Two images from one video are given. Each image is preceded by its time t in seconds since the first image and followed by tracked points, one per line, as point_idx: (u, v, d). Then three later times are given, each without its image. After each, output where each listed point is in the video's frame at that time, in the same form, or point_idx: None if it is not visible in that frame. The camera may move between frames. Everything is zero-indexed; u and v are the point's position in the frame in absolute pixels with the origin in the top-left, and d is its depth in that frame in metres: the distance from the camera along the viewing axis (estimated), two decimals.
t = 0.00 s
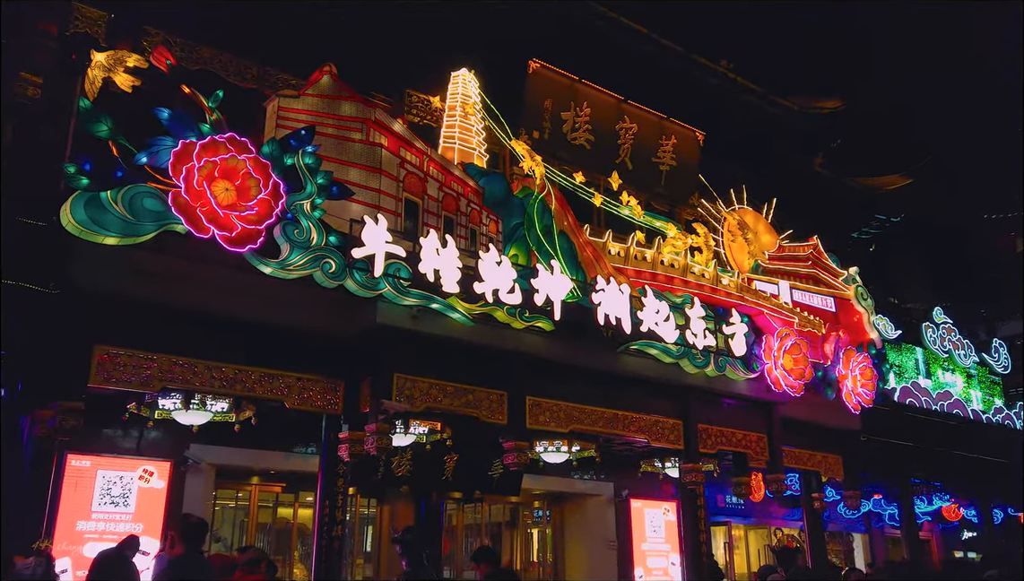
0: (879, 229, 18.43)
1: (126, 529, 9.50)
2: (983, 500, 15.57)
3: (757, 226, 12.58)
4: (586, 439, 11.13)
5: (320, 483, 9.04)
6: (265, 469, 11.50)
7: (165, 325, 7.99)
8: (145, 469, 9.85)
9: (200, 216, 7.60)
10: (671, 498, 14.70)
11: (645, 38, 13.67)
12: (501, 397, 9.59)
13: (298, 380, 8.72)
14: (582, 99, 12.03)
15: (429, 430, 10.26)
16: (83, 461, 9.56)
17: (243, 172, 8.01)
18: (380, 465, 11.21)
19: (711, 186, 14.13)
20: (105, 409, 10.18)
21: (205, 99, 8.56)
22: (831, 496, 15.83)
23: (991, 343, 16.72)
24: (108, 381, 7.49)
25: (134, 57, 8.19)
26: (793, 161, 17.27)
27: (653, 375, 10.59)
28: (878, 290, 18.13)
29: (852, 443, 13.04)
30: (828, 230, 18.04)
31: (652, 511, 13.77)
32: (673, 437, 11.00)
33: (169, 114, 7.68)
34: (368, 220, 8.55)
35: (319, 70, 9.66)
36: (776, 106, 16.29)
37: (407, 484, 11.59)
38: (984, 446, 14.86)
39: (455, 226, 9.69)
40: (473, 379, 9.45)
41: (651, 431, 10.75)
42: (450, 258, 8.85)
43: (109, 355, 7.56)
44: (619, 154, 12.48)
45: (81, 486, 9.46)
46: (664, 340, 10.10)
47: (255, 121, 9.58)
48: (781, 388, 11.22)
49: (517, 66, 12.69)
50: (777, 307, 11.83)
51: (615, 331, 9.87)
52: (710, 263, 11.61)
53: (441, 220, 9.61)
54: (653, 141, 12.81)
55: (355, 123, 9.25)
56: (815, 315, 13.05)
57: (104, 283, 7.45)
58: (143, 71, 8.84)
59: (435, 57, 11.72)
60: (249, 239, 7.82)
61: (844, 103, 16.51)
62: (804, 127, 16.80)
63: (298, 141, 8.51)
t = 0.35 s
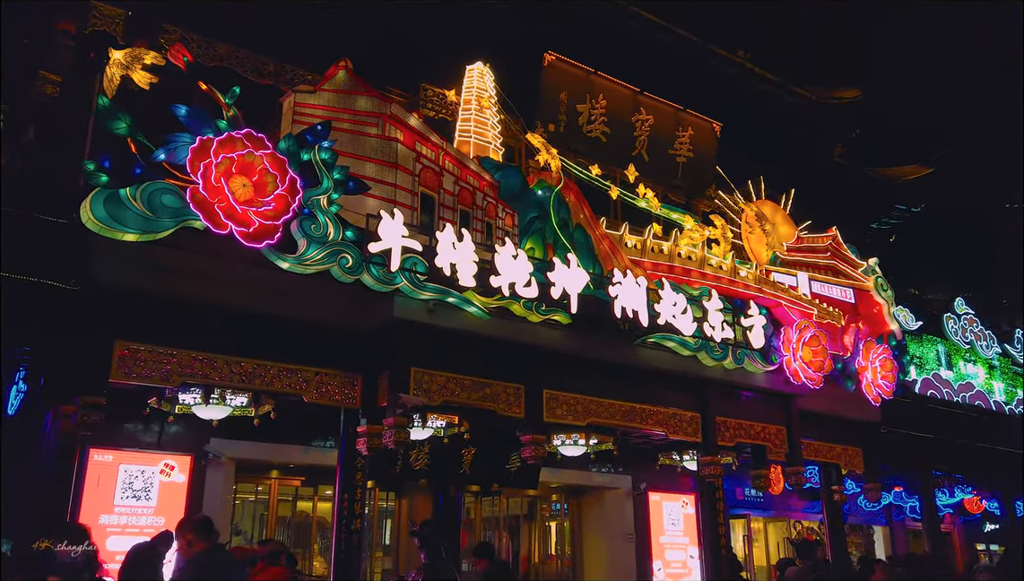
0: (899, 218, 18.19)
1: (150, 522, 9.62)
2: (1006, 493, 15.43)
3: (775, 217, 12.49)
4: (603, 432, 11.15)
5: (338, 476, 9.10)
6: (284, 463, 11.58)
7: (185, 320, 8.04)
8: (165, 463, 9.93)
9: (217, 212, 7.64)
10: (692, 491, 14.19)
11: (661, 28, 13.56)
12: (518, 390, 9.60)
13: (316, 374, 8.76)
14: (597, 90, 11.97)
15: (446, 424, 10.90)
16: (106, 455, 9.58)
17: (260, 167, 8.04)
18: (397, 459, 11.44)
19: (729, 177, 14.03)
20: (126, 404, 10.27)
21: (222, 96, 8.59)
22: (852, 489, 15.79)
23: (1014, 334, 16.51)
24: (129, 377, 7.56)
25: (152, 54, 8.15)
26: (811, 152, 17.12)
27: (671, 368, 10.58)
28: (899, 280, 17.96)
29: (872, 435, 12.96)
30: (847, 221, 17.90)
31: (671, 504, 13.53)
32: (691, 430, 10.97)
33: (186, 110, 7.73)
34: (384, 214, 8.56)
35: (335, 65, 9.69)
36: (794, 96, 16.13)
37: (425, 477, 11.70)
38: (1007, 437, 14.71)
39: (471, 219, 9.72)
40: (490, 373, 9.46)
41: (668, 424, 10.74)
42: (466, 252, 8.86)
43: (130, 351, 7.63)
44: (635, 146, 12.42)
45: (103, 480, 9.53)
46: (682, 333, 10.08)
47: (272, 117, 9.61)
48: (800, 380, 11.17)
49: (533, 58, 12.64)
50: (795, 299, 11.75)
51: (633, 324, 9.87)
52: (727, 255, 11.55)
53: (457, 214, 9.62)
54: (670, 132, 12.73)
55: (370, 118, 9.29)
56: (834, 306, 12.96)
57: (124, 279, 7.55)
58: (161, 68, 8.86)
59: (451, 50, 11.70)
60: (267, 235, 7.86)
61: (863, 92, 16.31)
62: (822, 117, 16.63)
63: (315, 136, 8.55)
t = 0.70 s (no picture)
0: (911, 210, 17.98)
1: (163, 514, 9.83)
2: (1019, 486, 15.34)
3: (786, 209, 12.42)
4: (613, 425, 11.15)
5: (349, 470, 9.14)
6: (296, 457, 11.64)
7: (196, 315, 8.08)
8: (177, 458, 10.25)
9: (228, 208, 7.65)
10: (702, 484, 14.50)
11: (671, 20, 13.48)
12: (528, 384, 9.60)
13: (327, 368, 8.78)
14: (606, 83, 11.92)
15: (457, 418, 10.94)
16: (118, 450, 9.89)
17: (270, 163, 8.05)
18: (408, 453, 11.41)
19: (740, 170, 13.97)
20: (137, 399, 10.33)
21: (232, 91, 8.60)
22: (864, 482, 15.75)
23: None
24: (141, 372, 7.58)
25: (161, 50, 8.24)
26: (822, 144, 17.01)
27: (680, 362, 10.56)
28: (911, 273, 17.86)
29: (884, 428, 12.91)
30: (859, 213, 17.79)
31: (681, 498, 14.20)
32: (701, 423, 10.95)
33: (196, 106, 7.70)
34: (393, 208, 8.56)
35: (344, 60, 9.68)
36: (805, 88, 16.03)
37: (436, 471, 11.75)
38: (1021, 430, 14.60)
39: (480, 214, 9.70)
40: (500, 367, 9.47)
41: (679, 418, 10.72)
42: (476, 246, 8.85)
43: (142, 346, 7.65)
44: (645, 139, 12.36)
45: (115, 474, 9.73)
46: (692, 326, 10.05)
47: (282, 112, 9.64)
48: (811, 373, 11.15)
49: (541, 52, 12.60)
50: (806, 292, 11.71)
51: (643, 318, 9.85)
52: (738, 248, 11.50)
53: (467, 208, 9.62)
54: (680, 125, 12.67)
55: (380, 112, 9.27)
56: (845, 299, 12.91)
57: (137, 275, 7.61)
58: (171, 64, 8.88)
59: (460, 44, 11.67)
60: (277, 230, 7.87)
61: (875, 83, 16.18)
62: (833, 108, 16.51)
63: (324, 131, 8.53)
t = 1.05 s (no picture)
0: (918, 203, 17.95)
1: (169, 509, 9.83)
2: None
3: (792, 202, 12.36)
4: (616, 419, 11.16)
5: (352, 466, 9.17)
6: (300, 451, 11.65)
7: (199, 310, 8.07)
8: (181, 452, 10.14)
9: (231, 202, 7.63)
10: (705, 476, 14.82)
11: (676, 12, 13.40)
12: (532, 378, 9.59)
13: (330, 363, 8.75)
14: (610, 76, 11.84)
15: (461, 412, 11.01)
16: (123, 444, 9.78)
17: (273, 156, 8.02)
18: (411, 447, 11.58)
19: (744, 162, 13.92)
20: (141, 393, 10.38)
21: (235, 84, 8.57)
22: (869, 476, 15.72)
23: None
24: (145, 366, 7.60)
25: (163, 44, 8.23)
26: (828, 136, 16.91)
27: (685, 356, 10.55)
28: (916, 266, 17.79)
29: (889, 422, 12.88)
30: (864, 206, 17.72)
31: (686, 492, 14.19)
32: (705, 417, 10.95)
33: (199, 99, 7.68)
34: (396, 202, 8.53)
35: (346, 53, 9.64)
36: (811, 80, 15.94)
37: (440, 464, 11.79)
38: None
39: (484, 207, 9.73)
40: (503, 361, 9.46)
41: (683, 412, 10.71)
42: (479, 240, 8.81)
43: (145, 340, 7.67)
44: (650, 132, 12.31)
45: (120, 468, 9.68)
46: (697, 320, 10.03)
47: (285, 106, 9.62)
48: (816, 367, 11.11)
49: (545, 44, 12.55)
50: (811, 285, 11.65)
51: (647, 312, 9.77)
52: (743, 241, 11.46)
53: (470, 201, 9.62)
54: (684, 117, 12.61)
55: (383, 106, 9.24)
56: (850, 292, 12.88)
57: (139, 268, 7.63)
58: (173, 57, 8.85)
59: (464, 37, 11.63)
60: (280, 224, 7.85)
61: (881, 75, 16.08)
62: (840, 101, 16.43)
63: (327, 125, 8.52)
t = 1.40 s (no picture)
0: (920, 196, 17.89)
1: (170, 502, 9.98)
2: None
3: (794, 195, 12.34)
4: (618, 412, 11.28)
5: (356, 456, 9.14)
6: (303, 444, 11.73)
7: (203, 303, 8.09)
8: (185, 445, 10.27)
9: (233, 195, 7.64)
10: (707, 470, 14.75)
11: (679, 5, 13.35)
12: (534, 371, 9.60)
13: (334, 356, 8.79)
14: (613, 69, 11.82)
15: (463, 406, 11.11)
16: (127, 437, 9.90)
17: (275, 150, 8.04)
18: (415, 440, 11.85)
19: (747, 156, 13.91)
20: (145, 385, 10.39)
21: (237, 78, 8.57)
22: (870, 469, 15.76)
23: None
24: (148, 359, 7.60)
25: (166, 37, 8.28)
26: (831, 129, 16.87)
27: (687, 349, 10.57)
28: (919, 259, 17.78)
29: (891, 415, 12.91)
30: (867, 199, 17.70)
31: (687, 486, 14.17)
32: (707, 410, 10.95)
33: (201, 93, 7.66)
34: (399, 196, 8.54)
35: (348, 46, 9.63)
36: (813, 73, 15.90)
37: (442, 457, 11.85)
38: None
39: (486, 200, 9.81)
40: (506, 353, 9.48)
41: (685, 405, 10.73)
42: (481, 233, 8.83)
43: (149, 333, 7.66)
44: (652, 125, 12.29)
45: (124, 460, 9.80)
46: (699, 313, 10.04)
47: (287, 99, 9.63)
48: (818, 360, 11.11)
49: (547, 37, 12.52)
50: (813, 279, 11.64)
51: (648, 305, 9.83)
52: (745, 235, 11.47)
53: (473, 194, 9.67)
54: (687, 110, 12.59)
55: (385, 99, 9.21)
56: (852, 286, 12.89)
57: (142, 262, 7.54)
58: (175, 50, 8.86)
59: (466, 29, 11.60)
60: (283, 217, 7.87)
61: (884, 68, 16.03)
62: (842, 93, 16.39)
63: (329, 118, 8.52)
